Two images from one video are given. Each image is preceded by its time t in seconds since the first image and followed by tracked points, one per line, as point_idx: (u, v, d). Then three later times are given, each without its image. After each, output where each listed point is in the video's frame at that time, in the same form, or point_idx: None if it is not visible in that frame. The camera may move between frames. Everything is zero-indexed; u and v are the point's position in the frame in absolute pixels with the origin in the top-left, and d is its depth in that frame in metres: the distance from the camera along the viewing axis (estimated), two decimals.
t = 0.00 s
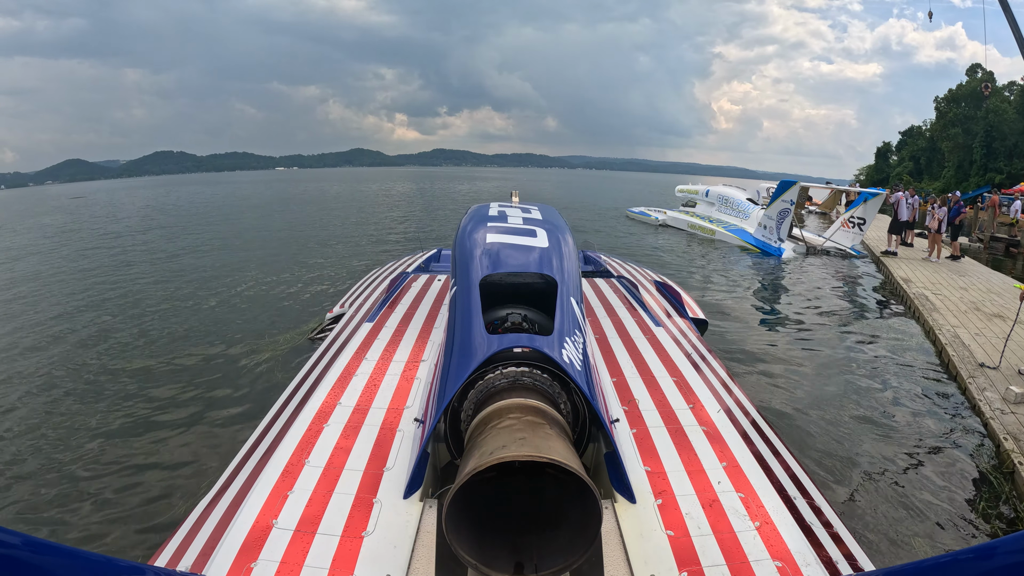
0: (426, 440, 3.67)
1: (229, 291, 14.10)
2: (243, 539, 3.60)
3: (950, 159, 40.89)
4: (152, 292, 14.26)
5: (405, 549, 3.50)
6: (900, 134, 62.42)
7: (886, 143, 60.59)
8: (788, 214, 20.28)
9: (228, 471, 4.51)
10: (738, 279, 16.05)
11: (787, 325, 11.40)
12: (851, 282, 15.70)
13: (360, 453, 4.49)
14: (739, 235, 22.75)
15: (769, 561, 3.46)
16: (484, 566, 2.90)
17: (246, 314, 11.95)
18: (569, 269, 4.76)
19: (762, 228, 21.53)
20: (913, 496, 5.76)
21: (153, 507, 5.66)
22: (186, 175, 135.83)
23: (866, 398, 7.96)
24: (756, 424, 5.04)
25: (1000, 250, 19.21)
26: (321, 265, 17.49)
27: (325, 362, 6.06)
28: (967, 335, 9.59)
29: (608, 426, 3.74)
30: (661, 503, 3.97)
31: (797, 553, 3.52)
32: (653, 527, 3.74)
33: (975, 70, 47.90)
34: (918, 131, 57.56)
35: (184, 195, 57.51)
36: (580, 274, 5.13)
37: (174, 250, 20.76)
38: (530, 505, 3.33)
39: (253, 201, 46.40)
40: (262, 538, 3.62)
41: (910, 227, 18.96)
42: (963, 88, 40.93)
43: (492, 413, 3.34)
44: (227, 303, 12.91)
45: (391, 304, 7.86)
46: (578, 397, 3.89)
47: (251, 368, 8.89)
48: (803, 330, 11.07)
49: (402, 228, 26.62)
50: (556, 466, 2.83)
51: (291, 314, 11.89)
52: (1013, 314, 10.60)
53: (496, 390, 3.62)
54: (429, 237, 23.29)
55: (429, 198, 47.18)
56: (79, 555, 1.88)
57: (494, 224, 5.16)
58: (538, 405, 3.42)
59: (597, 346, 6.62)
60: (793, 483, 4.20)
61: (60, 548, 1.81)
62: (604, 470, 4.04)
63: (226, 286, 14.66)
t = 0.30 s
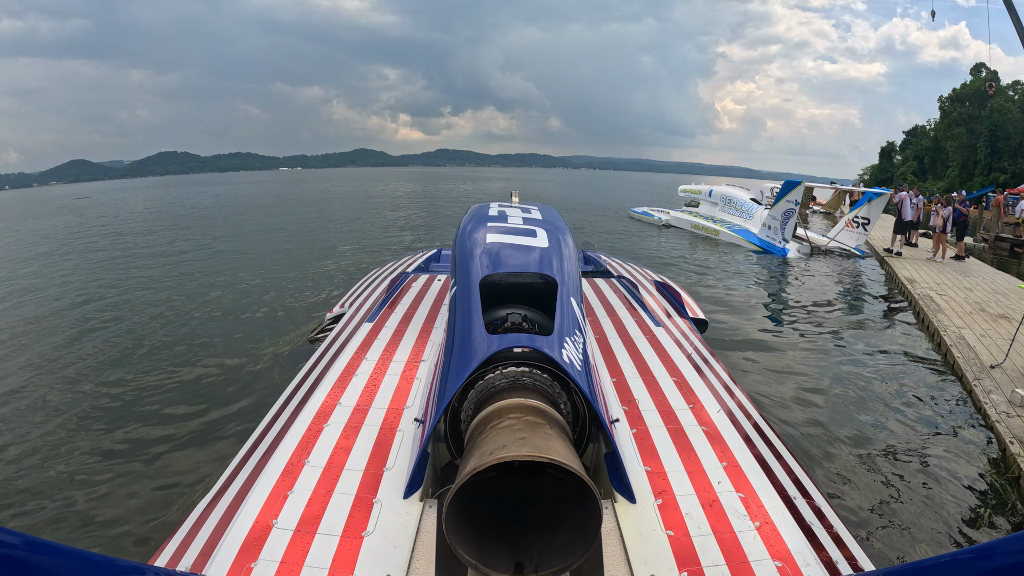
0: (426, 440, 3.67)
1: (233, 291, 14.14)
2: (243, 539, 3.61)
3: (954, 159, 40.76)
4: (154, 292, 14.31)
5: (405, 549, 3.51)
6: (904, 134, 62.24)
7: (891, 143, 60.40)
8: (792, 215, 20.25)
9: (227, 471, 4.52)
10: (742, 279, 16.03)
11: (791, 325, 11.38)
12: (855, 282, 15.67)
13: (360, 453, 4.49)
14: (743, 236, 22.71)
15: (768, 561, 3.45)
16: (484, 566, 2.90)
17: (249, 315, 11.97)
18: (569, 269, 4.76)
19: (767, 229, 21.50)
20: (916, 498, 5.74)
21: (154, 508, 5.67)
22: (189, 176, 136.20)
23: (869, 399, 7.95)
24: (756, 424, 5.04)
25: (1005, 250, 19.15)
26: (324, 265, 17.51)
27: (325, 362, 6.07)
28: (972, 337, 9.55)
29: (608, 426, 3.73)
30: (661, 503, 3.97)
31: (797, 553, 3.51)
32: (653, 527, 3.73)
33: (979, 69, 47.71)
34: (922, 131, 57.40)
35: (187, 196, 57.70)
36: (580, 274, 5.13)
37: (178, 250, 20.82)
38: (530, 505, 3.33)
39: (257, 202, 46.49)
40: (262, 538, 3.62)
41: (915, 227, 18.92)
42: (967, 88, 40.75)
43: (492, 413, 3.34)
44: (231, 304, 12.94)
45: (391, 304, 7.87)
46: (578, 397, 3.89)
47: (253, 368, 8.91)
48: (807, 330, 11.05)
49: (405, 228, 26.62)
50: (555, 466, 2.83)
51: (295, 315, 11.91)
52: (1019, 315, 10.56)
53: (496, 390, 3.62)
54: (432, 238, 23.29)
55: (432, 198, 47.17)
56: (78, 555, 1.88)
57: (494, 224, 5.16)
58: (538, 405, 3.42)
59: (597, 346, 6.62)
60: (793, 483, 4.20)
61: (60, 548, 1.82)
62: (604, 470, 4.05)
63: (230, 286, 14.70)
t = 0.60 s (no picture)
0: (425, 440, 3.67)
1: (236, 291, 14.15)
2: (243, 539, 3.62)
3: (958, 159, 40.55)
4: (156, 292, 14.35)
5: (405, 549, 3.51)
6: (908, 134, 62.02)
7: (895, 143, 60.19)
8: (796, 215, 20.20)
9: (228, 470, 4.53)
10: (745, 280, 16.00)
11: (794, 326, 11.36)
12: (859, 283, 15.63)
13: (360, 453, 4.50)
14: (747, 236, 22.67)
15: (769, 561, 3.44)
16: (484, 566, 2.90)
17: (251, 315, 11.98)
18: (569, 268, 4.76)
19: (770, 229, 21.47)
20: (919, 500, 5.72)
21: (154, 508, 5.68)
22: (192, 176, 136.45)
23: (872, 400, 7.93)
24: (756, 424, 5.03)
25: (1010, 251, 19.05)
26: (327, 265, 17.52)
27: (325, 362, 6.08)
28: (977, 338, 9.51)
29: (608, 426, 3.73)
30: (660, 503, 3.96)
31: (797, 553, 3.51)
32: (653, 527, 3.73)
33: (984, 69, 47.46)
34: (926, 130, 57.15)
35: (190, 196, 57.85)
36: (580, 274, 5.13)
37: (181, 251, 20.85)
38: (530, 505, 3.33)
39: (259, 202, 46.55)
40: (262, 538, 3.63)
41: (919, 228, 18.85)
42: (971, 88, 40.54)
43: (492, 413, 3.34)
44: (233, 304, 12.95)
45: (391, 304, 7.88)
46: (578, 397, 3.89)
47: (254, 369, 8.91)
48: (811, 331, 11.01)
49: (407, 229, 26.60)
50: (555, 466, 2.83)
51: (297, 315, 11.92)
52: None
53: (496, 390, 3.62)
54: (434, 238, 23.28)
55: (434, 199, 47.12)
56: (78, 555, 1.89)
57: (494, 224, 5.16)
58: (538, 405, 3.42)
59: (597, 346, 6.61)
60: (793, 483, 4.20)
61: (60, 548, 1.82)
62: (604, 470, 4.05)
63: (233, 286, 14.71)
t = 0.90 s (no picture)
0: (425, 440, 3.67)
1: (238, 291, 14.15)
2: (243, 539, 3.62)
3: (961, 159, 40.43)
4: (157, 292, 14.33)
5: (405, 549, 3.51)
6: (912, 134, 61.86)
7: (898, 144, 60.04)
8: (800, 215, 20.16)
9: (228, 471, 4.53)
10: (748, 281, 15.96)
11: (797, 327, 11.32)
12: (862, 284, 15.58)
13: (360, 453, 4.50)
14: (750, 236, 22.63)
15: (769, 561, 3.44)
16: (484, 566, 2.90)
17: (253, 315, 11.98)
18: (569, 268, 4.76)
19: (774, 229, 21.42)
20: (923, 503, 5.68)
21: (154, 508, 5.69)
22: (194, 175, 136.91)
23: (874, 401, 7.91)
24: (757, 424, 5.03)
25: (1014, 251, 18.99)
26: (329, 265, 17.54)
27: (325, 362, 6.07)
28: (982, 340, 9.47)
29: (608, 426, 3.73)
30: (661, 503, 3.96)
31: (797, 554, 3.50)
32: (653, 527, 3.72)
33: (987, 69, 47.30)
34: (930, 131, 56.97)
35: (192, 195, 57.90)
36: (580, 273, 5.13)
37: (183, 250, 20.86)
38: (530, 505, 3.33)
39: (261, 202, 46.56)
40: (262, 538, 3.63)
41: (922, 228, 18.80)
42: (974, 88, 40.34)
43: (492, 413, 3.34)
44: (235, 304, 12.95)
45: (391, 304, 7.88)
46: (578, 397, 3.89)
47: (255, 369, 8.92)
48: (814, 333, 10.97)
49: (409, 229, 26.57)
50: (556, 466, 2.83)
51: (299, 315, 11.92)
52: None
53: (496, 390, 3.62)
54: (436, 238, 23.27)
55: (436, 198, 47.06)
56: (78, 555, 1.89)
57: (494, 224, 5.16)
58: (538, 405, 3.42)
59: (597, 346, 6.61)
60: (793, 484, 4.19)
61: (60, 548, 1.83)
62: (604, 470, 4.04)
63: (234, 286, 14.70)
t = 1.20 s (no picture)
0: (425, 440, 3.67)
1: (240, 291, 14.15)
2: (243, 539, 3.63)
3: (965, 159, 40.35)
4: (158, 292, 14.32)
5: (405, 549, 3.51)
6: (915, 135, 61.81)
7: (901, 144, 59.92)
8: (804, 215, 20.12)
9: (228, 471, 4.54)
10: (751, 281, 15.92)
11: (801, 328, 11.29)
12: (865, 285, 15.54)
13: (359, 453, 4.51)
14: (753, 236, 22.59)
15: (769, 561, 3.44)
16: (484, 566, 2.91)
17: (255, 315, 11.98)
18: (569, 268, 4.77)
19: (777, 229, 21.38)
20: (926, 505, 5.65)
21: (155, 508, 5.69)
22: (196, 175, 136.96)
23: (875, 402, 7.89)
24: (757, 424, 5.02)
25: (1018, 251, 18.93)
26: (331, 265, 17.54)
27: (325, 363, 6.08)
28: (987, 342, 9.43)
29: (608, 426, 3.73)
30: (661, 503, 3.95)
31: (797, 553, 3.50)
32: (653, 527, 3.72)
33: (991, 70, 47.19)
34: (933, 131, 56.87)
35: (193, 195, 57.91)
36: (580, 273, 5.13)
37: (185, 250, 20.86)
38: (531, 505, 3.33)
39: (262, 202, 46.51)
40: (262, 538, 3.64)
41: (925, 228, 18.75)
42: (978, 88, 40.05)
43: (492, 413, 3.34)
44: (237, 304, 12.95)
45: (391, 304, 7.88)
46: (578, 397, 3.89)
47: (256, 369, 8.93)
48: (818, 334, 10.93)
49: (411, 229, 26.54)
50: (556, 466, 2.83)
51: (301, 315, 11.93)
52: None
53: (496, 389, 3.62)
54: (438, 238, 23.25)
55: (438, 199, 47.00)
56: (78, 555, 1.89)
57: (494, 224, 5.16)
58: (538, 405, 3.42)
59: (597, 346, 6.61)
60: (794, 484, 4.19)
61: (60, 549, 1.83)
62: (604, 470, 4.04)
63: (235, 286, 14.69)
